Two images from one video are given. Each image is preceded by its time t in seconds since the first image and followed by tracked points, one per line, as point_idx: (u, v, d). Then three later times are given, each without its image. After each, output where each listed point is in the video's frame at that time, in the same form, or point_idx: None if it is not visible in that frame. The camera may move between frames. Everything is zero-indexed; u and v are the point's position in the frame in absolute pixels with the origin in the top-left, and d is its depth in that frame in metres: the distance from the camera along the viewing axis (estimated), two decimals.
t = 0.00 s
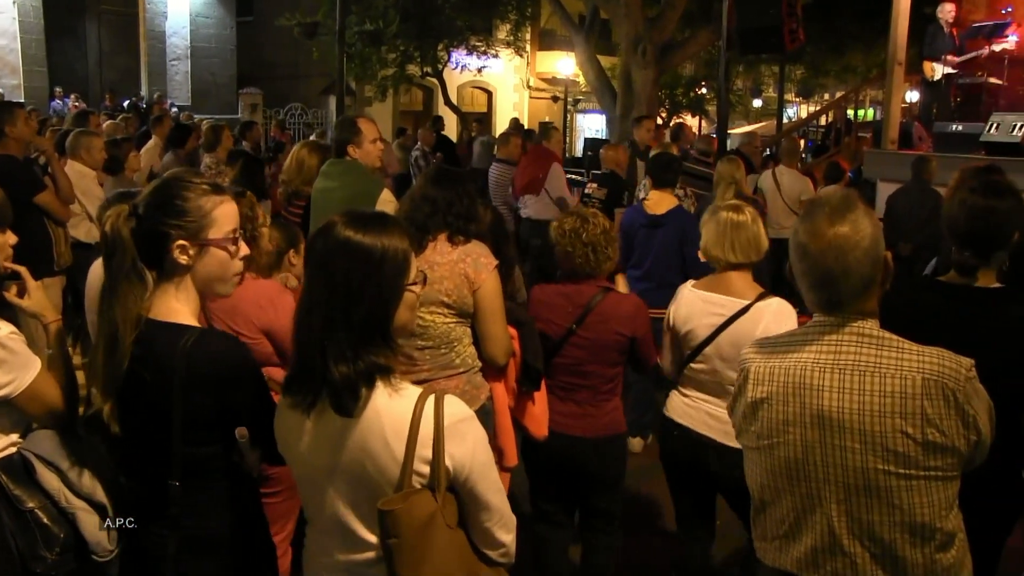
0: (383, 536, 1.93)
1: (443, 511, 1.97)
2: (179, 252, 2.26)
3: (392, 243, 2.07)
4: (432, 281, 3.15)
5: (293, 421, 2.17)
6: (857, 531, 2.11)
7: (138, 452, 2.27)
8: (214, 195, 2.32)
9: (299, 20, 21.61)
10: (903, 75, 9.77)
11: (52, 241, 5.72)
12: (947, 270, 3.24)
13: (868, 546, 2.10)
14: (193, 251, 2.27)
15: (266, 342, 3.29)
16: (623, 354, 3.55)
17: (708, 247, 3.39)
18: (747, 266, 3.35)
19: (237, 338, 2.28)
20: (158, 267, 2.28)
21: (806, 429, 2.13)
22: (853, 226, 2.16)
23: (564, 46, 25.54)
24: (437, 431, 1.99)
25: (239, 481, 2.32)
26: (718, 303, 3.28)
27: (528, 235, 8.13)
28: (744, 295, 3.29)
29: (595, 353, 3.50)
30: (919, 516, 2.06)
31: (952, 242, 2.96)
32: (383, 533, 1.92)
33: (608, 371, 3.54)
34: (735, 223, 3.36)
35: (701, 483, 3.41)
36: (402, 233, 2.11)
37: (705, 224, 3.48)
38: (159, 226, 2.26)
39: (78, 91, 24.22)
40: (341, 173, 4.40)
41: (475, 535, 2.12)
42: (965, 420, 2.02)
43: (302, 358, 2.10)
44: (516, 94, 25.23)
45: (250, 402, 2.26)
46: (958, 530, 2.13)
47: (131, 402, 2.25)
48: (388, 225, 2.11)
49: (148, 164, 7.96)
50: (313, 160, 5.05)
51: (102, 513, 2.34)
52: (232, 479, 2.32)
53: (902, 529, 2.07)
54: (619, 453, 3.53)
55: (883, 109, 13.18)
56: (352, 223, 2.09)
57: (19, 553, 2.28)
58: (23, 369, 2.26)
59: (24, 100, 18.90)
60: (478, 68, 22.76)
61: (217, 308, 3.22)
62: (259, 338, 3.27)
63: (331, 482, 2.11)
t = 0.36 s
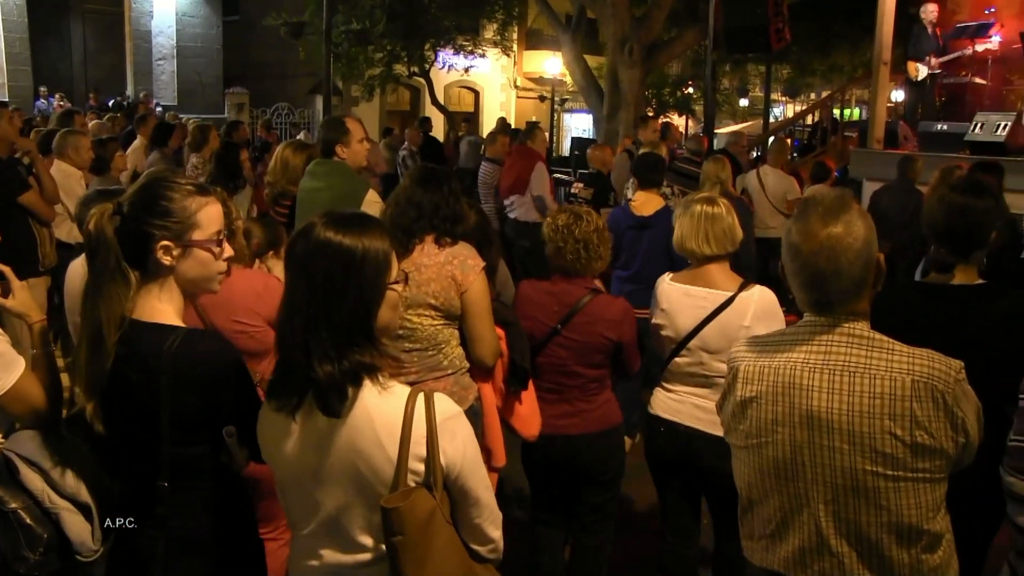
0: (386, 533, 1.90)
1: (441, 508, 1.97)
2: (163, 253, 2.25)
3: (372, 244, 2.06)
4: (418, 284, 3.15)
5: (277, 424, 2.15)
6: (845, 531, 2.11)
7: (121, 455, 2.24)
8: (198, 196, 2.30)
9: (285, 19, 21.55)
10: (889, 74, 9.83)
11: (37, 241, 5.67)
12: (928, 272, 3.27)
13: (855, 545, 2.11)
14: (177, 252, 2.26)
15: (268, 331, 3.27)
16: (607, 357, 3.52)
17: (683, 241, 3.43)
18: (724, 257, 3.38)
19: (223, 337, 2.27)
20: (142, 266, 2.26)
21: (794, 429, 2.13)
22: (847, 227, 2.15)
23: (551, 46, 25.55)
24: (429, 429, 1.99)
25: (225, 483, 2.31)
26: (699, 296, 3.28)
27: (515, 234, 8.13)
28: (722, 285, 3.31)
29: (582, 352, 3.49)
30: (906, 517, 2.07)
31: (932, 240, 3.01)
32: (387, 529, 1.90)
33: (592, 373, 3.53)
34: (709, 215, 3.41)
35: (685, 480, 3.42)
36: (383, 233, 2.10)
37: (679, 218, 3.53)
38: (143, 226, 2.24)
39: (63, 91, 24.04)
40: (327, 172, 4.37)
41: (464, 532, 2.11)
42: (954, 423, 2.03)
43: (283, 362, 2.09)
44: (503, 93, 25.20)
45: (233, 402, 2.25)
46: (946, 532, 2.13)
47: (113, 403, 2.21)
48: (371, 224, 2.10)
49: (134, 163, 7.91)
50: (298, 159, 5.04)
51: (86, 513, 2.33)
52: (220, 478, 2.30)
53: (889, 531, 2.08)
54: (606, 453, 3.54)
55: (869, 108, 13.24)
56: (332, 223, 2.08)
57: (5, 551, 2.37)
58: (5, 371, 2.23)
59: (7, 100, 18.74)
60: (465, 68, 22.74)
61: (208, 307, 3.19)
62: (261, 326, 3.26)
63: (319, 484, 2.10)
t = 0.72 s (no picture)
0: (365, 538, 1.90)
1: (421, 512, 1.96)
2: (145, 254, 2.23)
3: (363, 244, 2.05)
4: (408, 285, 3.11)
5: (263, 422, 2.14)
6: (836, 533, 2.12)
7: (106, 456, 2.23)
8: (180, 198, 2.29)
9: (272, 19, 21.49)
10: (874, 74, 9.88)
11: (22, 243, 5.61)
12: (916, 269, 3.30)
13: (844, 547, 2.11)
14: (159, 254, 2.24)
15: (250, 337, 3.24)
16: (595, 350, 3.59)
17: (692, 241, 3.38)
18: (732, 256, 3.35)
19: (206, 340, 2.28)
20: (124, 268, 2.25)
21: (788, 430, 2.14)
22: (846, 229, 2.16)
23: (538, 46, 25.57)
24: (413, 431, 1.98)
25: (210, 483, 2.31)
26: (712, 293, 3.25)
27: (503, 234, 8.12)
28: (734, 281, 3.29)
29: (570, 347, 3.53)
30: (896, 520, 2.07)
31: (921, 239, 3.04)
32: (365, 534, 1.89)
33: (579, 369, 3.57)
34: (713, 214, 3.39)
35: (674, 479, 3.43)
36: (373, 233, 2.09)
37: (684, 218, 3.48)
38: (125, 228, 2.22)
39: (48, 92, 23.84)
40: (313, 173, 4.35)
41: (448, 534, 2.11)
42: (948, 427, 2.03)
43: (269, 363, 2.08)
44: (490, 93, 25.19)
45: (219, 401, 2.25)
46: (936, 536, 2.14)
47: (96, 404, 2.20)
48: (359, 224, 2.10)
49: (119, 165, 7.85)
50: (284, 160, 5.01)
51: (71, 517, 2.29)
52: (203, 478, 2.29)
53: (879, 533, 2.08)
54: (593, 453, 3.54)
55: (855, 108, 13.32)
56: (323, 223, 2.07)
57: None
58: None
59: None
60: (453, 68, 22.74)
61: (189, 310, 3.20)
62: (241, 333, 3.22)
63: (305, 485, 2.08)
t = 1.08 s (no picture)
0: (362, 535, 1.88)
1: (416, 510, 1.94)
2: (129, 256, 2.22)
3: (345, 244, 2.03)
4: (401, 289, 3.10)
5: (248, 425, 2.11)
6: (836, 538, 2.11)
7: (87, 457, 2.19)
8: (163, 199, 2.28)
9: (259, 20, 21.44)
10: (861, 75, 9.93)
11: (8, 244, 5.56)
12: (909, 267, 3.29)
13: (845, 552, 2.11)
14: (143, 255, 2.23)
15: (227, 340, 3.21)
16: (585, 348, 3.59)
17: (701, 246, 3.35)
18: (738, 263, 3.34)
19: (190, 341, 2.26)
20: (107, 270, 2.23)
21: (792, 434, 2.12)
22: (854, 234, 2.16)
23: (526, 47, 25.58)
24: (404, 428, 1.97)
25: (191, 486, 2.28)
26: (721, 305, 3.23)
27: (491, 235, 8.11)
28: (742, 293, 3.27)
29: (563, 345, 3.53)
30: (898, 525, 2.07)
31: (913, 241, 3.03)
32: (362, 532, 1.87)
33: (574, 365, 3.56)
34: (725, 219, 3.37)
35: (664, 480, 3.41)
36: (354, 233, 2.08)
37: (691, 224, 3.46)
38: (107, 229, 2.21)
39: (33, 92, 23.66)
40: (301, 173, 4.33)
41: (439, 531, 2.10)
42: (952, 433, 2.03)
43: (252, 364, 2.05)
44: (478, 94, 25.17)
45: (201, 403, 2.23)
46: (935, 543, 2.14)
47: (75, 406, 2.18)
48: (339, 225, 2.07)
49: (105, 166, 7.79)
50: (272, 159, 4.98)
51: (54, 520, 2.28)
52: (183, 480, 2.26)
53: (881, 538, 2.08)
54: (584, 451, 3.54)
55: (841, 109, 13.39)
56: (304, 225, 2.05)
57: None
58: None
59: None
60: (440, 69, 22.71)
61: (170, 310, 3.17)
62: (218, 336, 3.19)
63: (292, 488, 2.04)
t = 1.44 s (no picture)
0: (368, 534, 1.86)
1: (416, 506, 1.93)
2: (115, 257, 2.20)
3: (331, 245, 2.01)
4: (389, 293, 3.08)
5: (241, 432, 2.04)
6: (844, 543, 2.11)
7: (74, 458, 2.18)
8: (151, 199, 2.27)
9: (246, 21, 21.39)
10: (848, 76, 9.96)
11: None
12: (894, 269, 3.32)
13: (853, 557, 2.11)
14: (130, 256, 2.21)
15: (222, 339, 3.16)
16: (565, 351, 3.50)
17: (687, 251, 3.33)
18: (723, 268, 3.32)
19: (176, 342, 2.23)
20: (93, 271, 2.21)
21: (803, 438, 2.12)
22: (872, 238, 2.14)
23: (513, 48, 25.59)
24: (399, 426, 1.96)
25: (177, 489, 2.24)
26: (700, 303, 3.22)
27: (479, 236, 8.10)
28: (722, 293, 3.25)
29: (540, 347, 3.45)
30: (908, 533, 2.07)
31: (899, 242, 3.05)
32: (368, 530, 1.86)
33: (553, 370, 3.49)
34: (716, 224, 3.35)
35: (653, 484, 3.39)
36: (340, 233, 2.07)
37: (680, 227, 3.44)
38: (94, 229, 2.19)
39: (18, 92, 23.47)
40: (288, 174, 4.30)
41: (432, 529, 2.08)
42: (964, 441, 2.03)
43: (244, 366, 2.02)
44: (466, 95, 25.15)
45: (186, 405, 2.19)
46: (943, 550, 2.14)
47: (60, 408, 2.17)
48: (324, 224, 2.05)
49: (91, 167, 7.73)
50: (258, 161, 4.95)
51: (39, 524, 2.31)
52: (170, 485, 2.23)
53: (888, 544, 2.08)
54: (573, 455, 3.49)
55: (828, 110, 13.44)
56: (290, 227, 2.02)
57: None
58: None
59: None
60: (428, 70, 22.70)
61: (159, 312, 3.10)
62: (213, 335, 3.14)
63: (283, 490, 2.01)
